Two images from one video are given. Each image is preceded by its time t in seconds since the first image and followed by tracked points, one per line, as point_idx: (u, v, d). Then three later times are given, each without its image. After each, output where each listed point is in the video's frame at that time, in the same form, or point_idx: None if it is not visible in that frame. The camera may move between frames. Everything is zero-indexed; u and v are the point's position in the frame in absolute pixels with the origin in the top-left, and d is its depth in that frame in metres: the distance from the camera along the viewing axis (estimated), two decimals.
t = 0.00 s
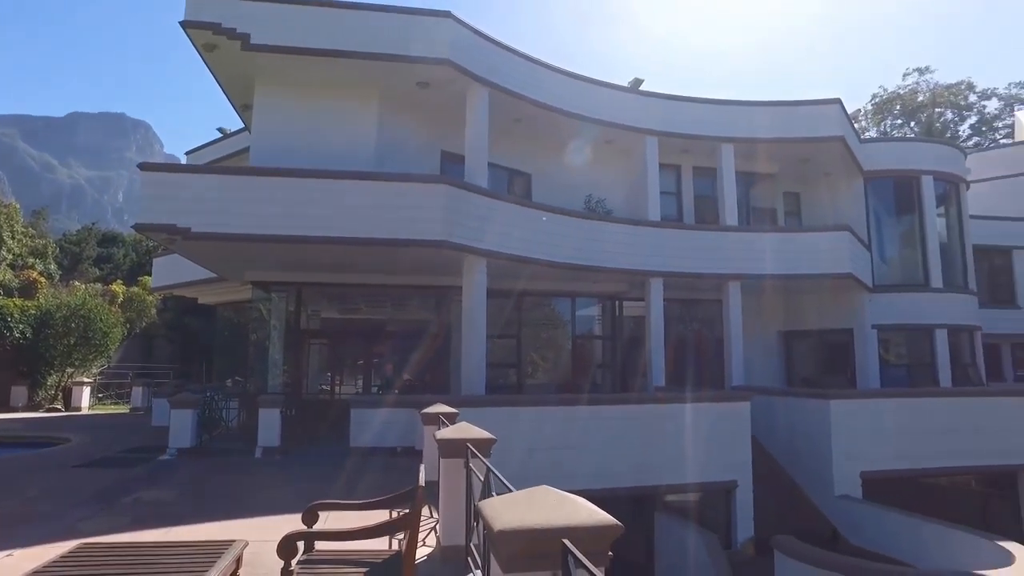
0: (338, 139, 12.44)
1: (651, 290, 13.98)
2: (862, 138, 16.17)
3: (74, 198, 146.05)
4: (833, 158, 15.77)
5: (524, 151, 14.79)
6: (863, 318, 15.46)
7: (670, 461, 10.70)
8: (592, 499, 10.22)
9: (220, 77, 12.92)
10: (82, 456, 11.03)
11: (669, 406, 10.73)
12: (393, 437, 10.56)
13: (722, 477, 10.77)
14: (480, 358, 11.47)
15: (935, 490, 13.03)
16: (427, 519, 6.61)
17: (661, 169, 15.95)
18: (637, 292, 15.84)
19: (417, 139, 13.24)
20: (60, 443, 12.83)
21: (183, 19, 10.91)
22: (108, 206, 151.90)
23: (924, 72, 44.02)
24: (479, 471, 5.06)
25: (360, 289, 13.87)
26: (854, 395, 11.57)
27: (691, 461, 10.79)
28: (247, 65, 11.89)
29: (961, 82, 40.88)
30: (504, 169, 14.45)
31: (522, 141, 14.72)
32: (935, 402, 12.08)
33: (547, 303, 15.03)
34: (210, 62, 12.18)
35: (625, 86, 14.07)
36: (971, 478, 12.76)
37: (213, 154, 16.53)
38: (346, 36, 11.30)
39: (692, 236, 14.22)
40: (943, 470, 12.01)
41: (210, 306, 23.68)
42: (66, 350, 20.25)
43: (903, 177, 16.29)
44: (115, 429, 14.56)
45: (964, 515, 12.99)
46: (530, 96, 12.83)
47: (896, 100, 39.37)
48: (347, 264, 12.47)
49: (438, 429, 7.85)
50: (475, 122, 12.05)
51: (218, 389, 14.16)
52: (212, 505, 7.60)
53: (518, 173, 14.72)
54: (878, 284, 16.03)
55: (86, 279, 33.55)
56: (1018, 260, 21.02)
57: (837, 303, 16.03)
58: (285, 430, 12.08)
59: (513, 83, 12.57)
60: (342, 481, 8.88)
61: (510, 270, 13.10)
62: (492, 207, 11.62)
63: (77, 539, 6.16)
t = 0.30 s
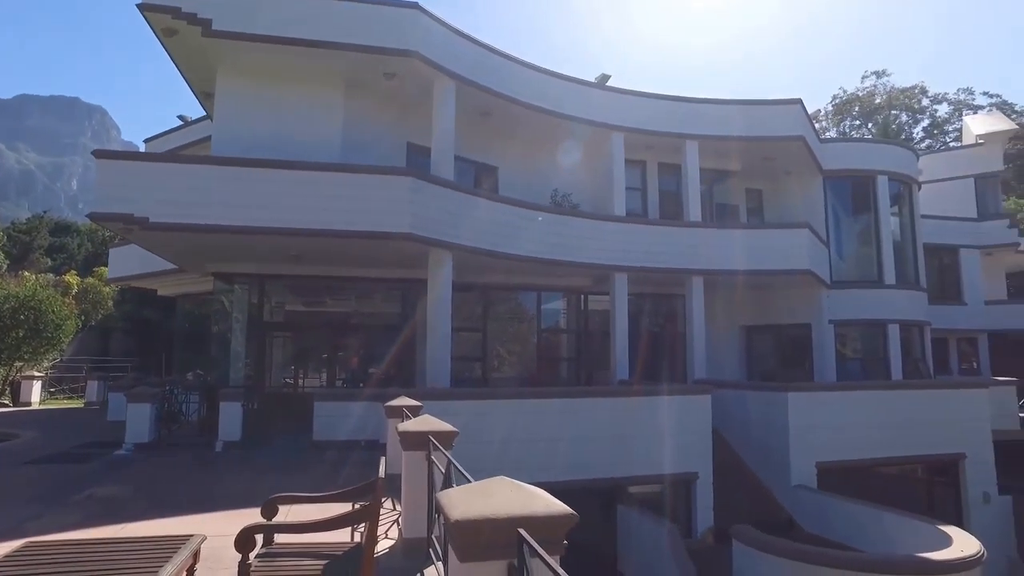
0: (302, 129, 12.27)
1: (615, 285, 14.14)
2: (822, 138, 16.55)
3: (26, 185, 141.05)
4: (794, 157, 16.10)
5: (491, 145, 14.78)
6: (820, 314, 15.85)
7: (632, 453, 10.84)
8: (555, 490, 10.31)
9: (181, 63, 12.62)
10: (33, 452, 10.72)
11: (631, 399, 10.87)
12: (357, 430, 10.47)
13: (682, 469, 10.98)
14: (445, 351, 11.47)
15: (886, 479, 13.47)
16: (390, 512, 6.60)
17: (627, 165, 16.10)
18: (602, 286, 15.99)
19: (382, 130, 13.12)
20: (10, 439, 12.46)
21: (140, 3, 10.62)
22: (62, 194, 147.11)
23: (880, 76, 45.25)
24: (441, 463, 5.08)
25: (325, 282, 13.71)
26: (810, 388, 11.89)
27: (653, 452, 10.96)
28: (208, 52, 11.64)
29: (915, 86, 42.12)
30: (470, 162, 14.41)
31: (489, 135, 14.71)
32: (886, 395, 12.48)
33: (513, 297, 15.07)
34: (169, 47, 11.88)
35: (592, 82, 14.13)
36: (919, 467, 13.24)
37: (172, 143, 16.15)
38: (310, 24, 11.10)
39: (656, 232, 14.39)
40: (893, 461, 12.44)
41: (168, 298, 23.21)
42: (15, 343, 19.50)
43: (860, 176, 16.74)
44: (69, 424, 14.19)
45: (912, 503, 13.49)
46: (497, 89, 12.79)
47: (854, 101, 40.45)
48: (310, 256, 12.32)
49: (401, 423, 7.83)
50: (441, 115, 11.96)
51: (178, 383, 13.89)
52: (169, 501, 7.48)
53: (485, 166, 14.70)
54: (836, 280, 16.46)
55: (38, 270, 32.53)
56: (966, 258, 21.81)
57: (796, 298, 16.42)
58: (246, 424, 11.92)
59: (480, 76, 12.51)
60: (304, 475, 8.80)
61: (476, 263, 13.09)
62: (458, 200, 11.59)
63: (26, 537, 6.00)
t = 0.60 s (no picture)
0: (268, 118, 12.07)
1: (584, 278, 14.23)
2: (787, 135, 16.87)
3: None
4: (759, 154, 16.36)
5: (461, 137, 14.73)
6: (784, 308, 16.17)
7: (599, 444, 10.95)
8: (523, 482, 10.37)
9: (142, 48, 12.32)
10: None
11: (598, 391, 10.97)
12: (324, 423, 10.39)
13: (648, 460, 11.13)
14: (413, 343, 11.43)
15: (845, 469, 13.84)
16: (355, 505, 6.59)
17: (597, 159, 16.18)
18: (571, 280, 16.09)
19: (351, 120, 12.97)
20: None
21: None
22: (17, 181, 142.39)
23: (843, 76, 46.25)
24: (407, 454, 5.14)
25: (292, 273, 13.53)
26: (772, 380, 12.15)
27: (620, 443, 11.09)
28: (172, 37, 11.39)
29: (877, 86, 43.14)
30: (440, 154, 14.35)
31: (459, 127, 14.65)
32: (844, 387, 12.82)
33: (483, 289, 15.07)
34: (131, 31, 11.59)
35: (562, 76, 14.15)
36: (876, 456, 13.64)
37: (133, 129, 15.76)
38: (277, 10, 10.90)
39: (625, 226, 14.51)
40: (851, 450, 12.78)
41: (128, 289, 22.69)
42: None
43: (823, 174, 17.10)
44: (25, 418, 13.81)
45: (868, 492, 13.92)
46: (467, 81, 12.72)
47: (819, 100, 41.31)
48: (277, 247, 12.14)
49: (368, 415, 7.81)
50: (410, 107, 11.85)
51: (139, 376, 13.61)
52: (129, 495, 7.34)
53: (454, 158, 14.65)
54: (799, 275, 16.82)
55: None
56: (921, 254, 22.48)
57: (760, 292, 16.73)
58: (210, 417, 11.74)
59: (450, 67, 12.42)
60: (269, 468, 8.71)
61: (444, 256, 13.05)
62: (426, 191, 11.52)
63: None
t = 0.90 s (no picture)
0: (234, 104, 11.86)
1: (553, 269, 14.29)
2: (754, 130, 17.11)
3: None
4: (727, 147, 16.58)
5: (431, 126, 14.64)
6: (750, 300, 16.47)
7: (568, 433, 11.06)
8: (491, 471, 10.44)
9: (102, 29, 11.99)
10: None
11: (566, 381, 11.07)
12: (291, 414, 10.31)
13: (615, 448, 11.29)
14: (381, 333, 11.37)
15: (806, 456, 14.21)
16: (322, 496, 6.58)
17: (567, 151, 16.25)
18: (541, 270, 16.17)
19: (320, 107, 12.79)
20: None
21: None
22: None
23: (810, 72, 47.05)
24: (374, 443, 5.20)
25: (259, 262, 13.31)
26: (737, 370, 12.38)
27: (587, 432, 11.21)
28: (133, 19, 11.11)
29: (842, 83, 44.00)
30: (409, 143, 14.26)
31: (430, 116, 14.58)
32: (805, 376, 13.14)
33: (453, 279, 15.06)
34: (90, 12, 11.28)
35: (533, 66, 14.13)
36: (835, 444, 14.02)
37: (92, 113, 15.33)
38: None
39: (595, 217, 14.60)
40: (812, 438, 13.12)
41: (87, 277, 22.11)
42: None
43: (789, 169, 17.40)
44: None
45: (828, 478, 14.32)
46: (438, 70, 12.63)
47: (786, 96, 42.02)
48: (243, 235, 11.95)
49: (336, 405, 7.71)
50: (380, 95, 11.71)
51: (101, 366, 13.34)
52: (90, 488, 7.22)
53: (424, 147, 14.58)
54: (764, 267, 17.13)
55: None
56: (881, 247, 23.08)
57: (726, 284, 17.01)
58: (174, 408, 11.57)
59: (420, 55, 12.31)
60: (235, 459, 8.63)
61: (414, 245, 12.99)
62: (396, 180, 11.45)
63: None
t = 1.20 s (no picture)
0: (204, 90, 11.65)
1: (528, 260, 14.32)
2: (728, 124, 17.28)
3: None
4: (701, 140, 16.74)
5: (406, 115, 14.54)
6: (721, 291, 16.69)
7: (541, 423, 11.15)
8: (464, 461, 10.48)
9: (66, 10, 11.66)
10: None
11: (540, 371, 11.14)
12: (263, 405, 10.22)
13: (587, 438, 11.41)
14: (355, 324, 11.30)
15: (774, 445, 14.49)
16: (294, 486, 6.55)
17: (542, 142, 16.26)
18: (516, 262, 16.19)
19: (293, 95, 12.61)
20: None
21: None
22: None
23: (783, 67, 47.60)
24: (346, 433, 5.22)
25: (230, 252, 13.10)
26: (708, 360, 12.57)
27: (560, 422, 11.30)
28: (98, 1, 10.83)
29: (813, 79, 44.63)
30: (383, 132, 14.16)
31: (405, 106, 14.47)
32: (774, 367, 13.40)
33: (427, 270, 15.01)
34: None
35: (509, 56, 14.09)
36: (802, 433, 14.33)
37: (55, 97, 14.91)
38: None
39: (570, 209, 14.65)
40: (780, 427, 13.39)
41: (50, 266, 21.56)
42: None
43: (761, 162, 17.62)
44: None
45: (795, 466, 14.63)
46: (413, 59, 12.53)
47: (759, 90, 42.48)
48: (214, 224, 11.78)
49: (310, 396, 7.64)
50: (355, 84, 11.58)
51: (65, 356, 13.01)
52: (54, 482, 7.09)
53: (399, 136, 14.48)
54: (737, 259, 17.36)
55: None
56: (850, 241, 23.54)
57: (698, 276, 17.22)
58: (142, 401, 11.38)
59: (396, 44, 12.19)
60: (205, 450, 8.54)
61: (388, 235, 12.92)
62: (370, 170, 11.36)
63: None
